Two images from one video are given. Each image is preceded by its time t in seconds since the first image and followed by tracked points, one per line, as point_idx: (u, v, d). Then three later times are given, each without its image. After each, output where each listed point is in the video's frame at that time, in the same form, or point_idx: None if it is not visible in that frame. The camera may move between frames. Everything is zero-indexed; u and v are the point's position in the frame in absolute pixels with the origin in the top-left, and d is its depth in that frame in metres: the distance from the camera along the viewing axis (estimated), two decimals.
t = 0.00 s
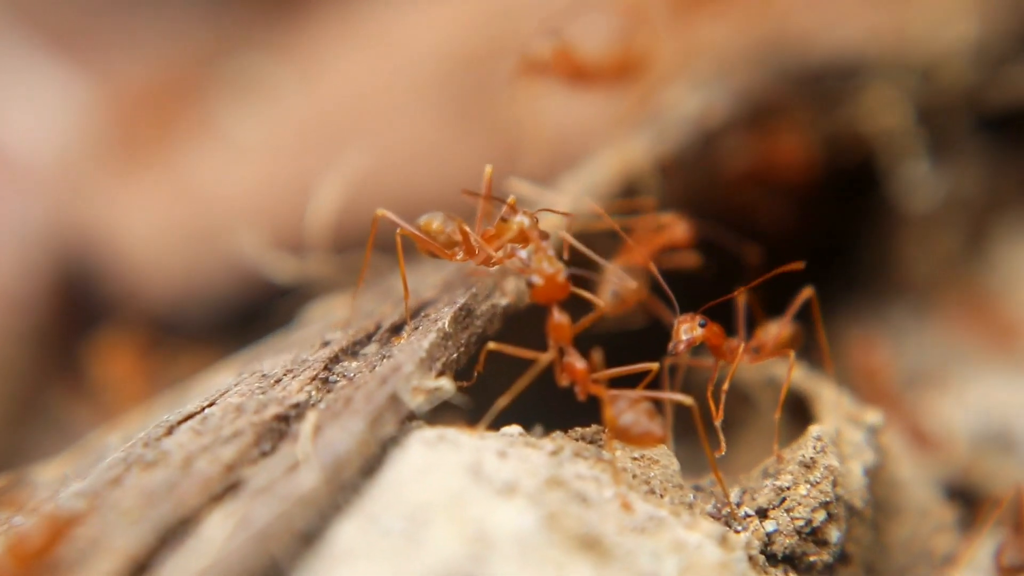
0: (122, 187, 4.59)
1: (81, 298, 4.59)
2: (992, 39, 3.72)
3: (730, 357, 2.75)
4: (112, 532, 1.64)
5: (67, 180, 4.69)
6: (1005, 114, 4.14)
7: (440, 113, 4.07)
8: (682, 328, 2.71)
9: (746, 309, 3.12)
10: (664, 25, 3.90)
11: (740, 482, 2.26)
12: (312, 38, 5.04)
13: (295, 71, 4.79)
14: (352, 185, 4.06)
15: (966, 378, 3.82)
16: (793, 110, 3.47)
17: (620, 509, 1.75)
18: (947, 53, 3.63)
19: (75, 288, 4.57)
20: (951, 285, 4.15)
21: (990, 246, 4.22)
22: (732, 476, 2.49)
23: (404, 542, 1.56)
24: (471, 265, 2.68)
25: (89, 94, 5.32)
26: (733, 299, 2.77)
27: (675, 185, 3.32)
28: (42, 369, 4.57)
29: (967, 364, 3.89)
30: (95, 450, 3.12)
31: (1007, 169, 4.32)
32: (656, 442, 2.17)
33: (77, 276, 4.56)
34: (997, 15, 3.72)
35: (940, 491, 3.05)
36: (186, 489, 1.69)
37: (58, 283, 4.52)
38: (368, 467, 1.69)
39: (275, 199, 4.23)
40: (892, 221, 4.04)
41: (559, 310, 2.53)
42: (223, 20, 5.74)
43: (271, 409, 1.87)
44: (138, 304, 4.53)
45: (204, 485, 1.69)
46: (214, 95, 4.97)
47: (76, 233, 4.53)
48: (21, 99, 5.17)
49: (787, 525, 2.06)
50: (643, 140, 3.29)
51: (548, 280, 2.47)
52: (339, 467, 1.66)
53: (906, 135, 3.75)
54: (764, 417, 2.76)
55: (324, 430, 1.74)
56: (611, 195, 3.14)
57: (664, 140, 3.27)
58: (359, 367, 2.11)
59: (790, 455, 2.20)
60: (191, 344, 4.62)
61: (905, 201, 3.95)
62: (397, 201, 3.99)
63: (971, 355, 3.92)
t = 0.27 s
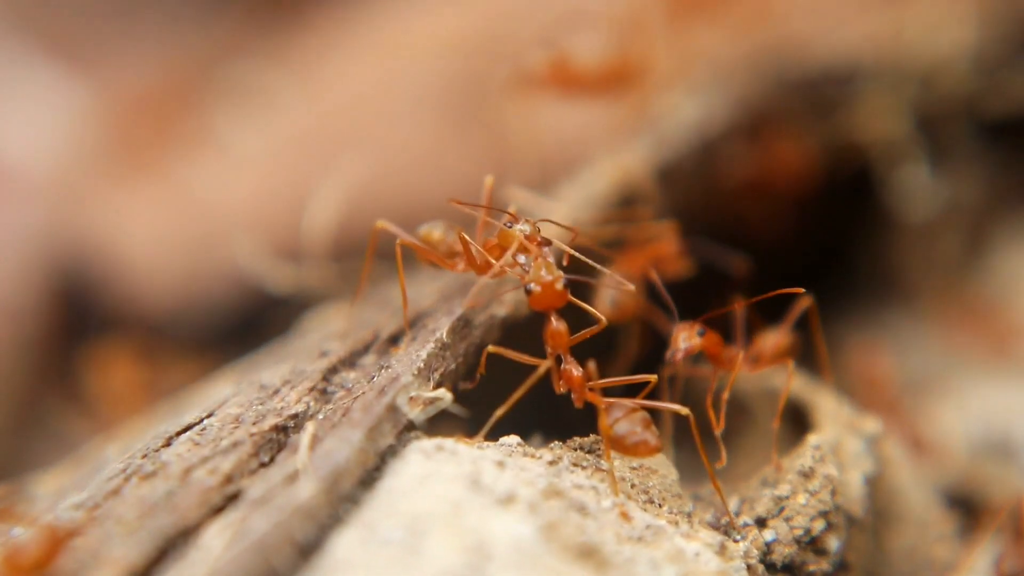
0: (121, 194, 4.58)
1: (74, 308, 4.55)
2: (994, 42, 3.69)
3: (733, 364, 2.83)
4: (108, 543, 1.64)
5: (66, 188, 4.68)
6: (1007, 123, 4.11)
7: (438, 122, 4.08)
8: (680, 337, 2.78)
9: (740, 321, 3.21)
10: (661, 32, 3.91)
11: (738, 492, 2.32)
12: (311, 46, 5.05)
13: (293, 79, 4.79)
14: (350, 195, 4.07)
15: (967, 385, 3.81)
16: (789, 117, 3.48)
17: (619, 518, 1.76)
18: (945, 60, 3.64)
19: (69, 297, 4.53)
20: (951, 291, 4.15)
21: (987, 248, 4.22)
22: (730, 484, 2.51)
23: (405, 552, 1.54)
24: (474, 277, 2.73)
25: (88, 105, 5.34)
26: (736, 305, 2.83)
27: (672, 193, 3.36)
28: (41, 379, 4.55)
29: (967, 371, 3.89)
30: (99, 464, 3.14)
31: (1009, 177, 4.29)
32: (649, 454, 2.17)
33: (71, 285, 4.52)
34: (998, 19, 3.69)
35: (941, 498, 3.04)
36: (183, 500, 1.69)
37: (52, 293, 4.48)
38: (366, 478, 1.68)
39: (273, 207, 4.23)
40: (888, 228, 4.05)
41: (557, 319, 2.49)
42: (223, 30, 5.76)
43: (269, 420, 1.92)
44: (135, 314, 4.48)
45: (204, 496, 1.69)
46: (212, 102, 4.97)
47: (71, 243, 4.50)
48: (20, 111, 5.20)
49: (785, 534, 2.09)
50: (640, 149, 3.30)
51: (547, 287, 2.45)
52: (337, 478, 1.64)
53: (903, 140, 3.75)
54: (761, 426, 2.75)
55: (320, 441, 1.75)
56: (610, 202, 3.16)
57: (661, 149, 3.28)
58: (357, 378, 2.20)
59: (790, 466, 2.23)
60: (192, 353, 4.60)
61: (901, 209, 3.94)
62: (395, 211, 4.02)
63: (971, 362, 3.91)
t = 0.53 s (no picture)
0: (122, 203, 4.59)
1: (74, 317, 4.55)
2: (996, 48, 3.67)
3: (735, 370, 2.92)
4: (110, 553, 1.64)
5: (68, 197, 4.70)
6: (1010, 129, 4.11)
7: (439, 130, 4.10)
8: (682, 344, 2.84)
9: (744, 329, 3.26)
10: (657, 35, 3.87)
11: (738, 500, 2.38)
12: (312, 54, 5.07)
13: (294, 87, 4.80)
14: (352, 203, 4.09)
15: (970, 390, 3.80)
16: (789, 129, 3.51)
17: (621, 526, 1.78)
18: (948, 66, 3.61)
19: (69, 306, 4.53)
20: (955, 296, 4.12)
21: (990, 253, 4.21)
22: (733, 494, 2.50)
23: (406, 560, 1.50)
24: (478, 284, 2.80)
25: (88, 114, 5.35)
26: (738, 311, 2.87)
27: (674, 199, 3.36)
28: (44, 389, 4.55)
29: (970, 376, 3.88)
30: (100, 473, 3.15)
31: (1010, 181, 4.27)
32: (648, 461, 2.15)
33: (71, 294, 4.52)
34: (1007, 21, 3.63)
35: (944, 504, 3.04)
36: (184, 509, 1.69)
37: (54, 303, 4.50)
38: (366, 488, 1.68)
39: (274, 215, 4.24)
40: (890, 233, 4.05)
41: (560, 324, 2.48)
42: (224, 38, 5.77)
43: (271, 430, 1.95)
44: (135, 324, 4.48)
45: (206, 505, 1.69)
46: (214, 110, 4.99)
47: (72, 252, 4.51)
48: (20, 122, 5.22)
49: (788, 541, 2.12)
50: (640, 157, 3.31)
51: (551, 293, 2.44)
52: (338, 486, 1.63)
53: (908, 147, 3.79)
54: (762, 432, 2.75)
55: (322, 448, 1.77)
56: (610, 209, 3.18)
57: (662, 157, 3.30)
58: (357, 388, 2.26)
59: (793, 474, 2.27)
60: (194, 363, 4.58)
61: (903, 214, 3.95)
62: (397, 219, 4.03)
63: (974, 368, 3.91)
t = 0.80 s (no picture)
0: (126, 204, 4.59)
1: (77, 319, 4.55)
2: (1002, 47, 3.62)
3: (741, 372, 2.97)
4: (114, 554, 1.64)
5: (71, 198, 4.71)
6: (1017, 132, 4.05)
7: (442, 132, 4.10)
8: (686, 345, 2.93)
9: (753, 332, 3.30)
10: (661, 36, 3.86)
11: (743, 501, 2.40)
12: (317, 56, 5.07)
13: (298, 89, 4.81)
14: (355, 205, 4.09)
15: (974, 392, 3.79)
16: (795, 129, 3.48)
17: (625, 528, 1.78)
18: (950, 67, 3.59)
19: (71, 308, 4.53)
20: (959, 296, 4.06)
21: (1007, 254, 4.08)
22: (736, 496, 2.50)
23: (409, 562, 1.50)
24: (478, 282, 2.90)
25: (91, 114, 5.36)
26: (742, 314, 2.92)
27: (676, 201, 3.38)
28: (47, 390, 4.56)
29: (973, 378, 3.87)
30: (104, 475, 3.15)
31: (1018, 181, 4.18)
32: (654, 465, 2.13)
33: (74, 295, 4.51)
34: (1011, 22, 3.59)
35: (947, 506, 3.04)
36: (188, 511, 1.69)
37: (57, 304, 4.50)
38: (369, 491, 1.68)
39: (277, 217, 4.24)
40: (893, 234, 4.06)
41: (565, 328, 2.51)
42: (228, 39, 5.78)
43: (274, 431, 1.95)
44: (139, 325, 4.49)
45: (210, 506, 1.69)
46: (218, 111, 5.00)
47: (75, 253, 4.51)
48: (23, 123, 5.22)
49: (791, 543, 2.15)
50: (644, 160, 3.31)
51: (558, 298, 2.45)
52: (341, 488, 1.64)
53: (913, 149, 3.79)
54: (766, 432, 2.76)
55: (325, 450, 1.77)
56: (614, 211, 3.19)
57: (666, 159, 3.30)
58: (361, 390, 2.27)
59: (796, 475, 2.31)
60: (196, 365, 4.59)
61: (907, 216, 3.96)
62: (398, 220, 4.04)
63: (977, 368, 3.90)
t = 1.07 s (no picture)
0: (128, 207, 4.60)
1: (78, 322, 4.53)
2: (1004, 50, 3.58)
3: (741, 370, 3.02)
4: (115, 558, 1.64)
5: (74, 200, 4.71)
6: (1017, 131, 4.01)
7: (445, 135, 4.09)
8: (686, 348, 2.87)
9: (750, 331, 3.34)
10: (664, 38, 3.85)
11: (744, 504, 2.41)
12: (322, 58, 5.07)
13: (300, 93, 4.81)
14: (356, 209, 4.09)
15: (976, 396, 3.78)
16: (795, 133, 3.48)
17: (626, 532, 1.79)
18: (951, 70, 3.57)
19: (73, 310, 4.53)
20: (961, 299, 4.03)
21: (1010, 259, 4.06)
22: (737, 500, 2.50)
23: (411, 565, 1.50)
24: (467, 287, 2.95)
25: (94, 116, 5.35)
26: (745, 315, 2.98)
27: (676, 205, 3.38)
28: (48, 393, 4.55)
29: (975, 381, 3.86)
30: (105, 478, 3.15)
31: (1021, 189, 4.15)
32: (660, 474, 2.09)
33: (75, 298, 4.51)
34: (1014, 23, 3.56)
35: (949, 511, 3.03)
36: (189, 515, 1.69)
37: (59, 307, 4.50)
38: (370, 495, 1.69)
39: (278, 220, 4.24)
40: (894, 237, 4.05)
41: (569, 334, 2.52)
42: (231, 43, 5.79)
43: (275, 435, 1.96)
44: (141, 328, 4.49)
45: (211, 510, 1.70)
46: (220, 115, 5.00)
47: (77, 256, 4.50)
48: (25, 124, 5.20)
49: (793, 546, 2.18)
50: (645, 163, 3.32)
51: (562, 306, 2.44)
52: (343, 491, 1.64)
53: (914, 151, 3.73)
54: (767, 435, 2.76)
55: (327, 453, 1.78)
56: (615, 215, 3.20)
57: (667, 163, 3.30)
58: (362, 393, 2.27)
59: (797, 479, 2.35)
60: (196, 368, 4.58)
61: (908, 218, 3.93)
62: (399, 224, 4.04)
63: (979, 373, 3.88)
